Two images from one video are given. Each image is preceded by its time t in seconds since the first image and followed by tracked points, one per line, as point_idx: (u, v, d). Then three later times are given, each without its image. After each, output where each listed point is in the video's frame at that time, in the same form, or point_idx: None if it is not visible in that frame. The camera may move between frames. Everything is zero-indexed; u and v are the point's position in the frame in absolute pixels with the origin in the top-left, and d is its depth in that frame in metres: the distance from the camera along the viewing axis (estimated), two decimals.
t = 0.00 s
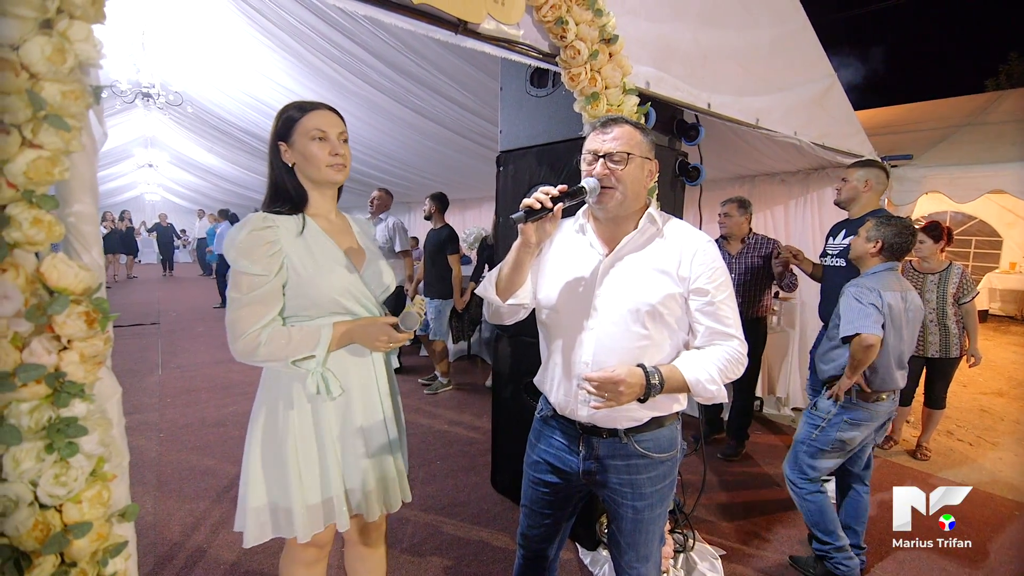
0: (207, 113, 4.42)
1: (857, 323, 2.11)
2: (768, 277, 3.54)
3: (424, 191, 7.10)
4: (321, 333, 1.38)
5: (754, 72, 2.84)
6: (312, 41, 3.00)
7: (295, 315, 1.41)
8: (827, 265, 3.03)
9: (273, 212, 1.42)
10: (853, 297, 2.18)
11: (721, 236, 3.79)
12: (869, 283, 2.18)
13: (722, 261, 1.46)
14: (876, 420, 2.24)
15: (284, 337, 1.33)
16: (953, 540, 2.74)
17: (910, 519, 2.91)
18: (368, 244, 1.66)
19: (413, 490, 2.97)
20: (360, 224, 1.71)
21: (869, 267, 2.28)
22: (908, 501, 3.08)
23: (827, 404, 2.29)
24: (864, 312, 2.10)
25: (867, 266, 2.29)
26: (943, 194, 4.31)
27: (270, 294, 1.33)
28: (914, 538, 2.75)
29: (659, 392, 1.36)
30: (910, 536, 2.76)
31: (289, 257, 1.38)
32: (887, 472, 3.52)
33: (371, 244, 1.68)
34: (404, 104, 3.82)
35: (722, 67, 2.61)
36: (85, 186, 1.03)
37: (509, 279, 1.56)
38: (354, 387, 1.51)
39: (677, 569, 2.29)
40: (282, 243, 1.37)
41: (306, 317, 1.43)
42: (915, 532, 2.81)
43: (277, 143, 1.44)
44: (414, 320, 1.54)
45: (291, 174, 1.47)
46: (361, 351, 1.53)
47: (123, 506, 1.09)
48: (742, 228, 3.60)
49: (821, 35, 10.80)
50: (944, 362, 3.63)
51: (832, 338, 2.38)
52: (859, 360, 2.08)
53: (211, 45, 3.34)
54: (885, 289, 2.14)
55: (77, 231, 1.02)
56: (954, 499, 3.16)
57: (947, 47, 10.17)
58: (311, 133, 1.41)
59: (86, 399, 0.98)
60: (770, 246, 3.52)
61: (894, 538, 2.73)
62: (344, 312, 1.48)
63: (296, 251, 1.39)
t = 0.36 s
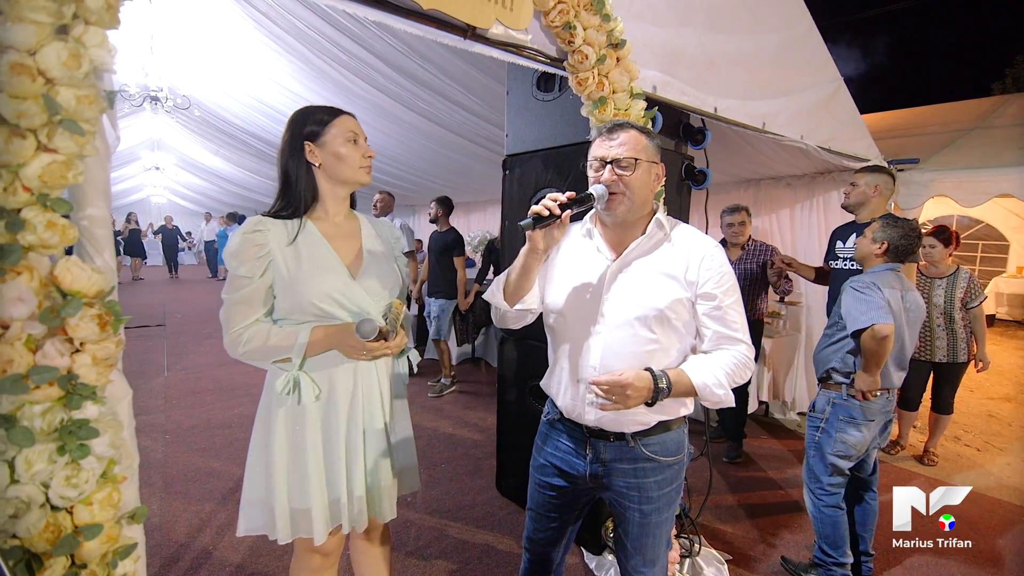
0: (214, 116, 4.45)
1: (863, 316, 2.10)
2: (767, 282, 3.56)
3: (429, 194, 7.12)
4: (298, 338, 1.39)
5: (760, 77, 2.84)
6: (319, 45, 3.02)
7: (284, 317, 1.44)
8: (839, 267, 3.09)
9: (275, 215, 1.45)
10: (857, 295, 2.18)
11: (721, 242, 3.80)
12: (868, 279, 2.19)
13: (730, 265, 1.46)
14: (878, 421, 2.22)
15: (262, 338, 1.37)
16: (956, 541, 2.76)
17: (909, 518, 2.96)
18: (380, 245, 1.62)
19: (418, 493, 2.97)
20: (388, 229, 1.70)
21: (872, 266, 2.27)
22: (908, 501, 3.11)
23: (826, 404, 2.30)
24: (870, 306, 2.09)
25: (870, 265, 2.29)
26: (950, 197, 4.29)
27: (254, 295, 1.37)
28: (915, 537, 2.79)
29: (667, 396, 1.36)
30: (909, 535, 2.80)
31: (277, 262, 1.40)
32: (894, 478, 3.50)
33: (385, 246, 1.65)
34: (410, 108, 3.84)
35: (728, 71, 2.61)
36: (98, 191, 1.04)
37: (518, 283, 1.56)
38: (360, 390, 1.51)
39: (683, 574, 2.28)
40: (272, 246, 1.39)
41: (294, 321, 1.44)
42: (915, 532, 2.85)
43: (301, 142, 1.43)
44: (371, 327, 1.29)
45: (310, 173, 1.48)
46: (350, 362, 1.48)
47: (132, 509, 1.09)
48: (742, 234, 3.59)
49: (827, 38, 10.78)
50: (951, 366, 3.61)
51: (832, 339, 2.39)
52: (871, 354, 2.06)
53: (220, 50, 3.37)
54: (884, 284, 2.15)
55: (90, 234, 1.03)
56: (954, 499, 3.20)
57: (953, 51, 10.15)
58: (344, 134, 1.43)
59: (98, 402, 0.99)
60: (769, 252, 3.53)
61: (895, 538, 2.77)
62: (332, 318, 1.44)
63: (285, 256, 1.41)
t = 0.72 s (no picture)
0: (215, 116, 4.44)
1: (875, 314, 2.09)
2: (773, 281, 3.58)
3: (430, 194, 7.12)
4: (290, 339, 1.39)
5: (762, 78, 2.84)
6: (321, 45, 3.02)
7: (281, 318, 1.45)
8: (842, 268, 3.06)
9: (279, 216, 1.46)
10: (862, 294, 2.18)
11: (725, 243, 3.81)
12: (871, 279, 2.21)
13: (733, 265, 1.46)
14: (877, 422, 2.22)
15: (257, 338, 1.39)
16: (955, 540, 2.77)
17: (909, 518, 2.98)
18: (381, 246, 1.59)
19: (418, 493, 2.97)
20: (391, 224, 1.66)
21: (870, 267, 2.29)
22: (907, 501, 3.12)
23: (826, 406, 2.30)
24: (880, 304, 2.10)
25: (870, 266, 2.30)
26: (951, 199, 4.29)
27: (249, 297, 1.39)
28: (914, 536, 2.80)
29: (669, 397, 1.36)
30: (909, 535, 2.81)
31: (273, 264, 1.41)
32: (895, 479, 3.50)
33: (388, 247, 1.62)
34: (412, 108, 3.83)
35: (731, 72, 2.61)
36: (102, 192, 1.03)
37: (520, 286, 1.55)
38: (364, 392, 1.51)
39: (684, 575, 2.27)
40: (269, 249, 1.40)
41: (290, 323, 1.44)
42: (915, 532, 2.86)
43: (306, 141, 1.42)
44: (349, 333, 1.32)
45: (315, 172, 1.48)
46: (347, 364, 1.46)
47: (135, 510, 1.09)
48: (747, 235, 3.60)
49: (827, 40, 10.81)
50: (952, 367, 3.61)
51: (833, 340, 2.39)
52: (886, 353, 2.06)
53: (220, 49, 3.36)
54: (887, 283, 2.16)
55: (93, 234, 1.03)
56: (953, 499, 3.21)
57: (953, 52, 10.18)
58: (350, 133, 1.42)
59: (101, 403, 0.98)
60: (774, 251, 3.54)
61: (895, 538, 2.78)
62: (325, 322, 1.43)
63: (280, 257, 1.41)
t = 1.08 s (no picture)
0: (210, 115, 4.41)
1: (875, 321, 2.10)
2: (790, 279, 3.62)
3: (427, 194, 7.12)
4: (272, 341, 1.39)
5: (758, 79, 2.85)
6: (317, 45, 3.01)
7: (268, 318, 1.45)
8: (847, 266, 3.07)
9: (267, 216, 1.47)
10: (861, 299, 2.19)
11: (736, 242, 3.81)
12: (866, 282, 2.23)
13: (729, 265, 1.46)
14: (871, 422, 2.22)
15: (240, 339, 1.39)
16: (956, 540, 2.79)
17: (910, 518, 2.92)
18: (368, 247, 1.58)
19: (415, 495, 2.96)
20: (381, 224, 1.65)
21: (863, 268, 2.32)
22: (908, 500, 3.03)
23: (823, 406, 2.31)
24: (879, 311, 2.10)
25: (861, 268, 2.33)
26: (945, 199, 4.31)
27: (233, 298, 1.39)
28: (914, 537, 2.81)
29: (665, 398, 1.36)
30: (909, 536, 2.81)
31: (257, 264, 1.41)
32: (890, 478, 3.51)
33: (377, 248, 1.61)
34: (409, 109, 3.83)
35: (727, 73, 2.62)
36: (97, 192, 1.03)
37: (517, 286, 1.55)
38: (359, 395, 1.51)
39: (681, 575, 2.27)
40: (253, 249, 1.40)
41: (276, 323, 1.44)
42: (915, 532, 2.85)
43: (293, 141, 1.41)
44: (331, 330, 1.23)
45: (304, 172, 1.47)
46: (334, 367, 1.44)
47: (130, 513, 1.08)
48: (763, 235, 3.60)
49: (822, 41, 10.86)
50: (946, 367, 3.64)
51: (828, 341, 2.40)
52: (886, 360, 2.06)
53: (216, 49, 3.34)
54: (884, 287, 2.18)
55: (88, 236, 1.02)
56: (953, 499, 3.19)
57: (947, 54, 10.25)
58: (339, 135, 1.42)
59: (95, 405, 0.97)
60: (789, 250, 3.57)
61: (895, 538, 2.78)
62: (310, 323, 1.42)
63: (265, 258, 1.42)
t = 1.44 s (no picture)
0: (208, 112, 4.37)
1: (853, 318, 2.13)
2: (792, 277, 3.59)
3: (426, 192, 7.11)
4: (256, 347, 1.37)
5: (756, 76, 2.84)
6: (313, 41, 2.99)
7: (252, 325, 1.43)
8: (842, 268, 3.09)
9: (244, 219, 1.44)
10: (840, 296, 2.23)
11: (737, 240, 3.80)
12: (847, 280, 2.25)
13: (729, 263, 1.46)
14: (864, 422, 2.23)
15: (224, 346, 1.37)
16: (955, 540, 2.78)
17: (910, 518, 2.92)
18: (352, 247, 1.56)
19: (413, 493, 2.96)
20: (363, 221, 1.64)
21: (850, 265, 2.34)
22: (908, 501, 3.03)
23: (815, 406, 2.32)
24: (856, 307, 2.14)
25: (850, 265, 2.34)
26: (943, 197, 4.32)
27: (217, 303, 1.37)
28: (914, 537, 2.79)
29: (665, 396, 1.36)
30: (909, 535, 2.79)
31: (241, 268, 1.39)
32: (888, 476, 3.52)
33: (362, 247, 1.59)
34: (406, 106, 3.81)
35: (726, 71, 2.61)
36: (91, 190, 1.02)
37: (518, 283, 1.55)
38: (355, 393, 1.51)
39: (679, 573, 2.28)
40: (236, 252, 1.38)
41: (264, 329, 1.42)
42: (914, 532, 2.84)
43: (276, 140, 1.40)
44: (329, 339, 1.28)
45: (285, 172, 1.45)
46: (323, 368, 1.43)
47: (126, 511, 1.08)
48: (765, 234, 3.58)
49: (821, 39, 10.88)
50: (944, 365, 3.65)
51: (818, 341, 2.42)
52: (865, 356, 2.09)
53: (212, 46, 3.32)
54: (864, 283, 2.20)
55: (82, 233, 1.01)
56: (954, 499, 3.19)
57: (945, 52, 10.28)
58: (322, 136, 1.42)
59: (90, 403, 0.97)
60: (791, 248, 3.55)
61: (894, 538, 2.77)
62: (299, 325, 1.41)
63: (249, 262, 1.39)
